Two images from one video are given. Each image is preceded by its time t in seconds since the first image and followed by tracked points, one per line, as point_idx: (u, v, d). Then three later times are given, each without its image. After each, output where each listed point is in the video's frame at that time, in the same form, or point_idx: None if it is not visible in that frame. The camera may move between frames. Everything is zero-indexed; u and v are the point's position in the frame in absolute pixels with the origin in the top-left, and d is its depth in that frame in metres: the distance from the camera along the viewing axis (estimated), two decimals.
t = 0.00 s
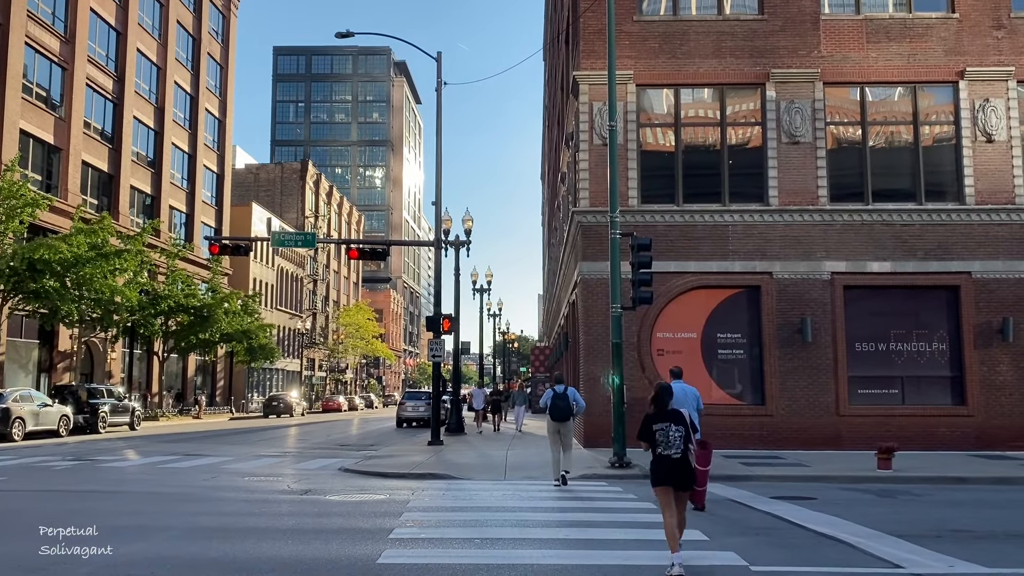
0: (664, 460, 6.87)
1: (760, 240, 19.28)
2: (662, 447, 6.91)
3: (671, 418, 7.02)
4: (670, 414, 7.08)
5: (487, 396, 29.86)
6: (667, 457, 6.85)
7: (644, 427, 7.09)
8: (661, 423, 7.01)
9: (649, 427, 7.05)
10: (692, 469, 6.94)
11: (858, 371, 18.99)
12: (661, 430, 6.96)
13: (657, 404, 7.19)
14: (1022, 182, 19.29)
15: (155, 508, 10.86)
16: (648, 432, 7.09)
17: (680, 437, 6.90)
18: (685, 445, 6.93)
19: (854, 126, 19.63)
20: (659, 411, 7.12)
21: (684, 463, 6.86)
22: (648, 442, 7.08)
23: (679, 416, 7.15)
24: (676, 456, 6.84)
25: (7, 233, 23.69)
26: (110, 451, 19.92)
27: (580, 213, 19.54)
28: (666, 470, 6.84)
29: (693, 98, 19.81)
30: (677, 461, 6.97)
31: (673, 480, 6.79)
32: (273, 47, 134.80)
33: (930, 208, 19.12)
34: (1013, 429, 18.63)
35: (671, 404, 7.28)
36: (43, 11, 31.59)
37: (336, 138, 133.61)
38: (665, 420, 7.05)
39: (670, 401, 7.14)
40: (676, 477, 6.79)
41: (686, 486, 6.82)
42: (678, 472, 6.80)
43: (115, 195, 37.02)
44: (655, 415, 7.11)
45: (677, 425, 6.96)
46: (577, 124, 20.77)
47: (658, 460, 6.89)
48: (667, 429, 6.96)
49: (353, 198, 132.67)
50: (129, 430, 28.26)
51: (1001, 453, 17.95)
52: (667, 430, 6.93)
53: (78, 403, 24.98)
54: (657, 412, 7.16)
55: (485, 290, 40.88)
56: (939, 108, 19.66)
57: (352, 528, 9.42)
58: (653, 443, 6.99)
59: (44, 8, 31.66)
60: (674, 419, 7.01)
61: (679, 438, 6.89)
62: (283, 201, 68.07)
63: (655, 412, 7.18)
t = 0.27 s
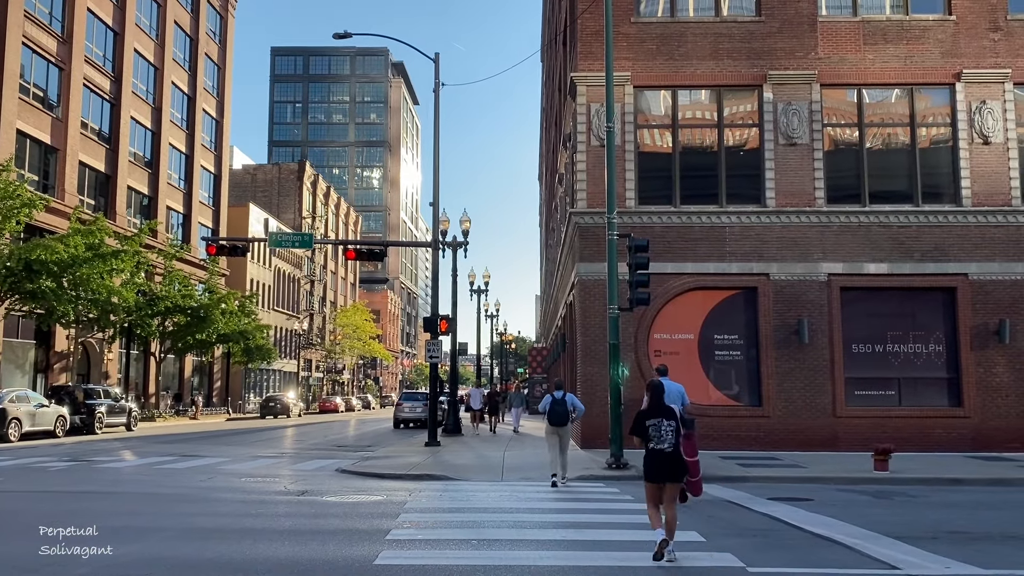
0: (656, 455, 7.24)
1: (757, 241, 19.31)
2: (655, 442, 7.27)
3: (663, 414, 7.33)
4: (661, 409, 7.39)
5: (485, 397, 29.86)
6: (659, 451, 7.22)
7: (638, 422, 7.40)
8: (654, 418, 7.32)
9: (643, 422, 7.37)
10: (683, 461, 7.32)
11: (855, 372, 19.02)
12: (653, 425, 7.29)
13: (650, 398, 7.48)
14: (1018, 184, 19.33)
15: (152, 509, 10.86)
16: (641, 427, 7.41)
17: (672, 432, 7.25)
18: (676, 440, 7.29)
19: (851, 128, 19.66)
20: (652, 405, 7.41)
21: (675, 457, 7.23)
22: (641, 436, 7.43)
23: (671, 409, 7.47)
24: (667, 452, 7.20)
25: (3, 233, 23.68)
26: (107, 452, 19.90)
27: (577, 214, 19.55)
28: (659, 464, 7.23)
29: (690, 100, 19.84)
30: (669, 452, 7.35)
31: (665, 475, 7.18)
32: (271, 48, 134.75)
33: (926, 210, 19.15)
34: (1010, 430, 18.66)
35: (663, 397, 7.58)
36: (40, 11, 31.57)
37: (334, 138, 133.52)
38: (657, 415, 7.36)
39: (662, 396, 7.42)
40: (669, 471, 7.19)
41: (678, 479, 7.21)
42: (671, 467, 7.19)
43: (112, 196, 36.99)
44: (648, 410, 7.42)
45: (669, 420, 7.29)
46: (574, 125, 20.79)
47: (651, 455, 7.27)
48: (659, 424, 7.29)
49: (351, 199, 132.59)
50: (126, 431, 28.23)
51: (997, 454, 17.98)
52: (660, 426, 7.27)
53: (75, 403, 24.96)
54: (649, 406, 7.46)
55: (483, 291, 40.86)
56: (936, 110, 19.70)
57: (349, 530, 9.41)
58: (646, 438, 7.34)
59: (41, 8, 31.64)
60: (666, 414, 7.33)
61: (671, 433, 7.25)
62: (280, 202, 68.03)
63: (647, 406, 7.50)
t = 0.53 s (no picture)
0: (646, 457, 7.38)
1: (754, 242, 19.31)
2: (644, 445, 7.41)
3: (653, 416, 7.44)
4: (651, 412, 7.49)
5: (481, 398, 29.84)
6: (648, 453, 7.37)
7: (627, 425, 7.52)
8: (643, 421, 7.44)
9: (632, 425, 7.48)
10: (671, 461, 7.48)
11: (852, 374, 19.04)
12: (643, 428, 7.42)
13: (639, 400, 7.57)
14: (1015, 185, 19.36)
15: (148, 509, 10.84)
16: (631, 429, 7.54)
17: (661, 435, 7.37)
18: (665, 441, 7.43)
19: (848, 130, 19.68)
20: (641, 408, 7.51)
21: (664, 459, 7.38)
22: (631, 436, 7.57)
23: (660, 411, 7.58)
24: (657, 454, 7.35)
25: None
26: (103, 452, 19.85)
27: (575, 215, 19.54)
28: (648, 466, 7.39)
29: (688, 101, 19.84)
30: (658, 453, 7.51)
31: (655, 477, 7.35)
32: (268, 48, 134.67)
33: (923, 212, 19.18)
34: (1007, 432, 18.68)
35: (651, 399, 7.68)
36: (37, 11, 31.51)
37: (331, 139, 133.42)
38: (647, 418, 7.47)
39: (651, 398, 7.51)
40: (658, 473, 7.35)
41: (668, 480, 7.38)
42: (659, 468, 7.36)
43: (109, 196, 36.93)
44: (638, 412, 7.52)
45: (658, 423, 7.40)
46: (572, 126, 20.79)
47: (640, 456, 7.42)
48: (649, 427, 7.41)
49: (348, 199, 132.50)
50: (122, 431, 28.17)
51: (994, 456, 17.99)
52: (649, 429, 7.38)
53: (71, 404, 24.91)
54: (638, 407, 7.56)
55: (480, 292, 40.87)
56: (933, 112, 19.73)
57: (346, 531, 9.40)
58: (636, 440, 7.47)
59: (38, 8, 31.59)
60: (655, 417, 7.43)
61: (660, 435, 7.38)
62: (277, 202, 67.98)
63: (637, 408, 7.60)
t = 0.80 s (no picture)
0: (632, 449, 7.69)
1: (752, 244, 19.32)
2: (631, 437, 7.74)
3: (639, 411, 7.83)
4: (638, 408, 7.88)
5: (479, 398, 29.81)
6: (634, 445, 7.68)
7: (615, 419, 7.86)
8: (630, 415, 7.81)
9: (620, 418, 7.84)
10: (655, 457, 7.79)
11: (849, 375, 19.05)
12: (630, 422, 7.77)
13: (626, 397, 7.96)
14: (1012, 187, 19.39)
15: (146, 510, 10.83)
16: (618, 423, 7.88)
17: (647, 428, 7.73)
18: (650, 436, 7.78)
19: (846, 131, 19.71)
20: (628, 404, 7.91)
21: (649, 452, 7.69)
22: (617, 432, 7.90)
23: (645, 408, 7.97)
24: (642, 446, 7.68)
25: None
26: (100, 453, 19.82)
27: (573, 215, 19.55)
28: (634, 458, 7.69)
29: (685, 102, 19.85)
30: (642, 449, 7.82)
31: (639, 467, 7.64)
32: (266, 49, 134.59)
33: (920, 213, 19.21)
34: (1004, 433, 18.70)
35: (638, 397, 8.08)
36: (34, 11, 31.47)
37: (329, 139, 133.29)
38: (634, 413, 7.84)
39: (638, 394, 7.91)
40: (643, 464, 7.64)
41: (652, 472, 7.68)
42: (645, 461, 7.63)
43: (106, 196, 36.87)
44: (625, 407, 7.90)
45: (644, 417, 7.79)
46: (570, 127, 20.79)
47: (626, 449, 7.72)
48: (635, 421, 7.77)
49: (346, 200, 132.40)
50: (119, 432, 28.11)
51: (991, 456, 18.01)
52: (636, 422, 7.75)
53: (68, 404, 24.86)
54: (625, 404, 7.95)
55: (477, 292, 40.82)
56: (930, 113, 19.76)
57: (344, 531, 9.39)
58: (622, 433, 7.80)
59: (35, 8, 31.53)
60: (642, 412, 7.82)
61: (646, 429, 7.73)
62: (275, 203, 67.94)
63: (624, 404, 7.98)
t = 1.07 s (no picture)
0: (622, 452, 7.74)
1: (749, 244, 19.33)
2: (622, 440, 7.79)
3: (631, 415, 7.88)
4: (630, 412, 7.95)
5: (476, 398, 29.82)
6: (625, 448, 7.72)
7: (607, 423, 7.93)
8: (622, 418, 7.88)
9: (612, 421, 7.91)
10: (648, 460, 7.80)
11: (846, 375, 19.07)
12: (620, 424, 7.84)
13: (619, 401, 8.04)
14: (1009, 188, 19.42)
15: (143, 510, 10.81)
16: (611, 427, 7.95)
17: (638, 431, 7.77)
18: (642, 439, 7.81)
19: (843, 132, 19.73)
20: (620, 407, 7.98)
21: (639, 455, 7.71)
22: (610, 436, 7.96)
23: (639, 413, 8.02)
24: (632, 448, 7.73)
25: None
26: (97, 453, 19.78)
27: (571, 216, 19.55)
28: (625, 460, 7.72)
29: (683, 103, 19.86)
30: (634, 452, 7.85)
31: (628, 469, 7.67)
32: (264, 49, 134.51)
33: (917, 214, 19.24)
34: (1001, 433, 18.73)
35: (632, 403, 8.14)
36: (32, 10, 31.43)
37: (327, 139, 133.20)
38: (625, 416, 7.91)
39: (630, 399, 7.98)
40: (633, 466, 7.66)
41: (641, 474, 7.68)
42: (636, 463, 7.67)
43: (104, 196, 36.83)
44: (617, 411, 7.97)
45: (635, 420, 7.84)
46: (568, 127, 20.79)
47: (617, 452, 7.77)
48: (626, 424, 7.83)
49: (343, 200, 132.34)
50: (116, 432, 28.06)
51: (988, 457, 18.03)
52: (627, 425, 7.80)
53: (65, 405, 24.82)
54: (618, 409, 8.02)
55: (475, 293, 40.81)
56: (928, 114, 19.79)
57: (341, 532, 9.38)
58: (614, 436, 7.86)
59: (32, 8, 31.49)
60: (633, 415, 7.88)
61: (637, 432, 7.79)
62: (273, 203, 67.91)
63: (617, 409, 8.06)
